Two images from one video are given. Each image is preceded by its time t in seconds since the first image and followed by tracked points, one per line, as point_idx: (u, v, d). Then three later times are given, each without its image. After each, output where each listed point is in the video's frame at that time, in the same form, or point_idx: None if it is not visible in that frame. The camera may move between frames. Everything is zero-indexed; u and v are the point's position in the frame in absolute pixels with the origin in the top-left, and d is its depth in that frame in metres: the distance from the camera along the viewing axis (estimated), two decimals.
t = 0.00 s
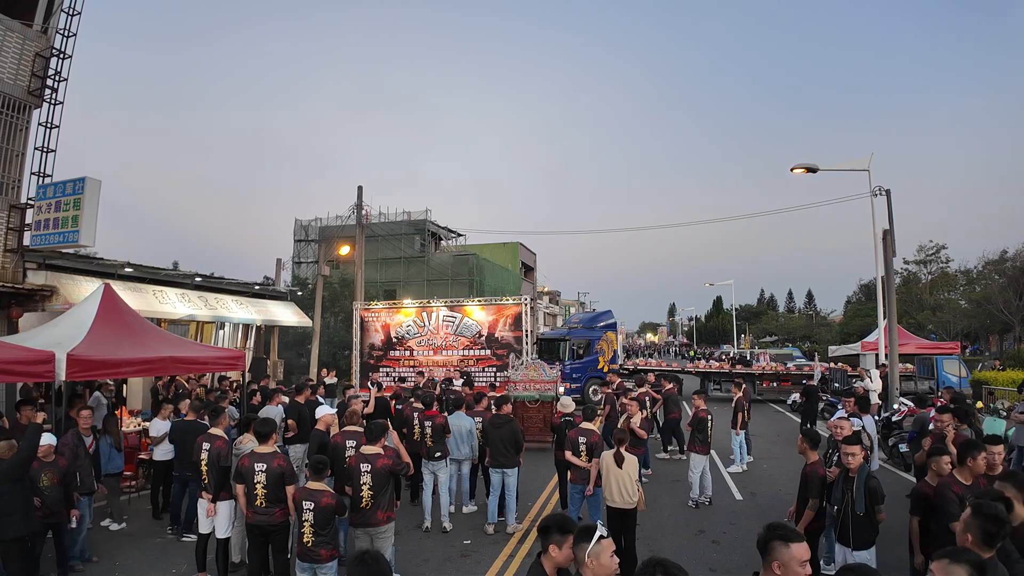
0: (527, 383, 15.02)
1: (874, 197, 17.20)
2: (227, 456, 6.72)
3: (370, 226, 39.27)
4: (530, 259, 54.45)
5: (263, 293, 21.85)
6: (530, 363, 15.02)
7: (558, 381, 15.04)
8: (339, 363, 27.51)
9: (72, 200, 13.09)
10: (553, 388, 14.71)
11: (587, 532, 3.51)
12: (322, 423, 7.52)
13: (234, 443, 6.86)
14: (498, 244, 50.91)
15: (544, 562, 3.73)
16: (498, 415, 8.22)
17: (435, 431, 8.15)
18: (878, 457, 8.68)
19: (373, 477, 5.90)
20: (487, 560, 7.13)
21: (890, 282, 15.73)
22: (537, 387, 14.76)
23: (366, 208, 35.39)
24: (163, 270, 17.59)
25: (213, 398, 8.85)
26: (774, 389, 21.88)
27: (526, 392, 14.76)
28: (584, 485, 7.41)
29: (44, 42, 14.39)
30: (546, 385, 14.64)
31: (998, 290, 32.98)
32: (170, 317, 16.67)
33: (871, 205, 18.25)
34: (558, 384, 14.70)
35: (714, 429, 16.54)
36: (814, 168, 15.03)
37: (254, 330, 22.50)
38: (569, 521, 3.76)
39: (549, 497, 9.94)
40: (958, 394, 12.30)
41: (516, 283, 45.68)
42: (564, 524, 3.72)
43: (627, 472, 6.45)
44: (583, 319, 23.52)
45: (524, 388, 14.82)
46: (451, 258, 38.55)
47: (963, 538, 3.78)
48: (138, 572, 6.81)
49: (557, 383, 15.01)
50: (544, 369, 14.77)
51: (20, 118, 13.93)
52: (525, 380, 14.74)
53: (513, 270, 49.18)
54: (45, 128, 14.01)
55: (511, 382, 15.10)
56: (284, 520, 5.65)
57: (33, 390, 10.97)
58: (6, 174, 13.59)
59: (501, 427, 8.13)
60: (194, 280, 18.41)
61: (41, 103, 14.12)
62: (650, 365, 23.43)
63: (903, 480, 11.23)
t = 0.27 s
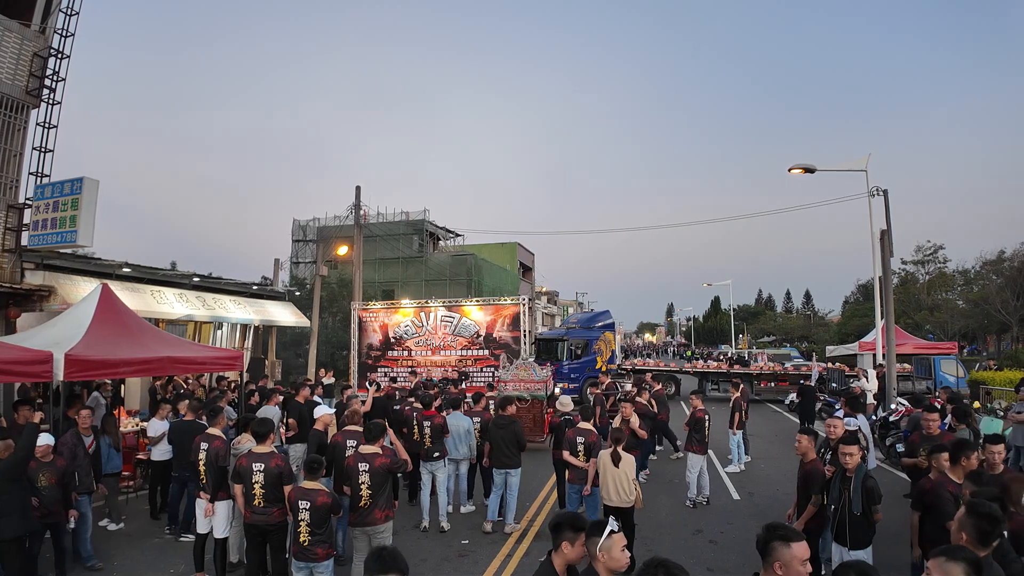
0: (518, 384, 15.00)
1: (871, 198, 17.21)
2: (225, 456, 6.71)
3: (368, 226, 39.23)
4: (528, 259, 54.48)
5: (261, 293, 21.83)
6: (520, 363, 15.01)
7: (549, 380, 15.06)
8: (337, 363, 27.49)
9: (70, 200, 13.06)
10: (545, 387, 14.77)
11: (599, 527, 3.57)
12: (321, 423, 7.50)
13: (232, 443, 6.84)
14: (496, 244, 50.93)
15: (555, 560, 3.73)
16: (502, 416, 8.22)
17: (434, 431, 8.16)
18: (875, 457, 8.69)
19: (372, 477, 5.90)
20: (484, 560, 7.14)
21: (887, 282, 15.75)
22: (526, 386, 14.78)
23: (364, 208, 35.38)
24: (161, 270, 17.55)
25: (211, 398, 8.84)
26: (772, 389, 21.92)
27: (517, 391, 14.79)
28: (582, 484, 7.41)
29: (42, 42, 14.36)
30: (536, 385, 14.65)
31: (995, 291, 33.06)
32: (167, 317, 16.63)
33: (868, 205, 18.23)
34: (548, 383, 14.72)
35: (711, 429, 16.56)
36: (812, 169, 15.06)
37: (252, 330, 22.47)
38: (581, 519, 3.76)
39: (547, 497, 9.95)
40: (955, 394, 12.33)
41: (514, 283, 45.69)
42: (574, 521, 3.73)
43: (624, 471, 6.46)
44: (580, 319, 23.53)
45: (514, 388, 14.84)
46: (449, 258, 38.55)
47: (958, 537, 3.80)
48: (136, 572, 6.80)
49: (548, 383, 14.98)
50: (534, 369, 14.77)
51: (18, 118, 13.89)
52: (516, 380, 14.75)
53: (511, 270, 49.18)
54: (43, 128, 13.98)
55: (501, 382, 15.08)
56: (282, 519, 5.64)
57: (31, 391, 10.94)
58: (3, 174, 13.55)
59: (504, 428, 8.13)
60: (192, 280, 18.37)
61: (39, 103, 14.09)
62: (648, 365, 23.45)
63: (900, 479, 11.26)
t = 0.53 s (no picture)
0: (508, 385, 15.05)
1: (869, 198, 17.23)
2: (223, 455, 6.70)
3: (366, 226, 39.21)
4: (526, 259, 54.52)
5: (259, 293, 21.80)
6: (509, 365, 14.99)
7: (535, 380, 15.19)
8: (336, 363, 27.46)
9: (68, 200, 13.03)
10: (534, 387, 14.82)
11: (618, 526, 3.53)
12: (321, 423, 7.49)
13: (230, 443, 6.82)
14: (495, 244, 50.96)
15: (572, 553, 3.77)
16: (505, 416, 8.22)
17: (433, 431, 8.16)
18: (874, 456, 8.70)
19: (372, 476, 5.90)
20: (484, 560, 7.14)
21: (885, 282, 15.77)
22: (515, 387, 14.83)
23: (362, 208, 35.37)
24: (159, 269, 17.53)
25: (209, 398, 8.83)
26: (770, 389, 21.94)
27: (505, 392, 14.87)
28: (582, 484, 7.42)
29: (40, 42, 14.33)
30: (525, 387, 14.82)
31: (993, 291, 33.13)
32: (166, 317, 16.60)
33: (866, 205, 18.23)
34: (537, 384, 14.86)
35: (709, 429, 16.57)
36: (810, 169, 15.08)
37: (250, 330, 22.44)
38: (598, 514, 3.77)
39: (546, 497, 9.96)
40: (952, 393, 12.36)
41: (512, 283, 45.69)
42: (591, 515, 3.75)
43: (627, 469, 6.47)
44: (579, 319, 23.53)
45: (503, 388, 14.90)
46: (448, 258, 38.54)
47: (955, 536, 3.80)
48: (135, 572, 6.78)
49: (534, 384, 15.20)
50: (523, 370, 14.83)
51: (16, 117, 13.87)
52: (505, 381, 14.79)
53: (509, 270, 49.19)
54: (41, 127, 13.95)
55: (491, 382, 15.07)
56: (280, 519, 5.63)
57: (29, 390, 10.91)
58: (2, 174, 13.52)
59: (509, 428, 8.12)
60: (190, 280, 18.34)
61: (37, 102, 14.06)
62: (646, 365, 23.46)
63: (898, 479, 11.28)
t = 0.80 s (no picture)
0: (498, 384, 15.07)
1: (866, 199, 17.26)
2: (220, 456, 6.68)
3: (364, 226, 39.18)
4: (524, 259, 54.54)
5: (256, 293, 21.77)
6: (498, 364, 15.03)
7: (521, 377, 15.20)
8: (333, 363, 27.43)
9: (65, 200, 12.99)
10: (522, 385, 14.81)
11: (640, 527, 3.56)
12: (319, 423, 7.46)
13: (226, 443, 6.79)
14: (492, 244, 50.96)
15: (590, 547, 3.89)
16: (507, 415, 8.23)
17: (431, 431, 8.17)
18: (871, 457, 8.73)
19: (372, 476, 5.90)
20: (481, 560, 7.14)
21: (882, 282, 15.80)
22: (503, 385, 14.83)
23: (360, 208, 35.33)
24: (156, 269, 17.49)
25: (206, 398, 8.81)
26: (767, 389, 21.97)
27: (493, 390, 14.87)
28: (579, 484, 7.42)
29: (38, 41, 14.28)
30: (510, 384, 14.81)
31: (990, 291, 33.22)
32: (163, 317, 16.55)
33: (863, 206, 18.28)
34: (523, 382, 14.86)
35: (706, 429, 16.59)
36: (807, 169, 15.11)
37: (247, 330, 22.40)
38: (614, 507, 3.92)
39: (544, 497, 9.97)
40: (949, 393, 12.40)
41: (510, 283, 45.69)
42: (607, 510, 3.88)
43: (632, 468, 6.49)
44: (576, 320, 23.54)
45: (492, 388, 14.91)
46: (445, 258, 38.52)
47: (951, 535, 3.82)
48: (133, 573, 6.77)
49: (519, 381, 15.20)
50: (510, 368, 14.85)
51: (13, 117, 13.82)
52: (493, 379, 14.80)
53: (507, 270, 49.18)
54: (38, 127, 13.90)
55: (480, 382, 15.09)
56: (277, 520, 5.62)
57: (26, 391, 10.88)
58: None
59: (509, 427, 8.14)
60: (188, 280, 18.30)
61: (35, 102, 14.02)
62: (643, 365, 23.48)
63: (894, 479, 11.31)
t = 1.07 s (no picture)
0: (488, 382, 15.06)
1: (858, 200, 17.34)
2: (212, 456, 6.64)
3: (358, 226, 39.09)
4: (518, 259, 54.57)
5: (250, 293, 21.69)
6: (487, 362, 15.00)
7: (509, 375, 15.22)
8: (327, 363, 27.37)
9: (59, 200, 12.91)
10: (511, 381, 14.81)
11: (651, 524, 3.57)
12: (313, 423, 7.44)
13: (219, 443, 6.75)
14: (487, 245, 50.95)
15: (596, 541, 3.90)
16: (501, 415, 8.25)
17: (425, 431, 8.18)
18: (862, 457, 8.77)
19: (367, 477, 5.89)
20: (474, 560, 7.14)
21: (874, 283, 15.88)
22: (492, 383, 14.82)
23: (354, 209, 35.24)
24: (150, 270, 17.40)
25: (199, 398, 8.78)
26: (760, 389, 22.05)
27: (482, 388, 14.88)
28: (571, 484, 7.44)
29: (31, 41, 14.17)
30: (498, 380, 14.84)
31: (982, 291, 33.46)
32: (156, 317, 16.47)
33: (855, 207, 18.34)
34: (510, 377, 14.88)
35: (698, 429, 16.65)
36: (800, 171, 15.20)
37: (241, 331, 22.32)
38: (618, 502, 3.94)
39: (538, 497, 9.98)
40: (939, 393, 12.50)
41: (504, 283, 45.69)
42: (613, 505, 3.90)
43: (629, 467, 6.52)
44: (570, 320, 23.56)
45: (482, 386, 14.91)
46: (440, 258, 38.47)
47: (938, 533, 3.85)
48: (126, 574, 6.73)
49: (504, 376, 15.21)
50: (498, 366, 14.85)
51: (6, 117, 13.71)
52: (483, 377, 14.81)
53: (501, 271, 49.17)
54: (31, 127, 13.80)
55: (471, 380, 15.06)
56: (269, 520, 5.60)
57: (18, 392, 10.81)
58: None
59: (504, 427, 8.16)
60: (181, 281, 18.21)
61: (28, 102, 13.92)
62: (637, 365, 23.55)
63: (885, 479, 11.39)
